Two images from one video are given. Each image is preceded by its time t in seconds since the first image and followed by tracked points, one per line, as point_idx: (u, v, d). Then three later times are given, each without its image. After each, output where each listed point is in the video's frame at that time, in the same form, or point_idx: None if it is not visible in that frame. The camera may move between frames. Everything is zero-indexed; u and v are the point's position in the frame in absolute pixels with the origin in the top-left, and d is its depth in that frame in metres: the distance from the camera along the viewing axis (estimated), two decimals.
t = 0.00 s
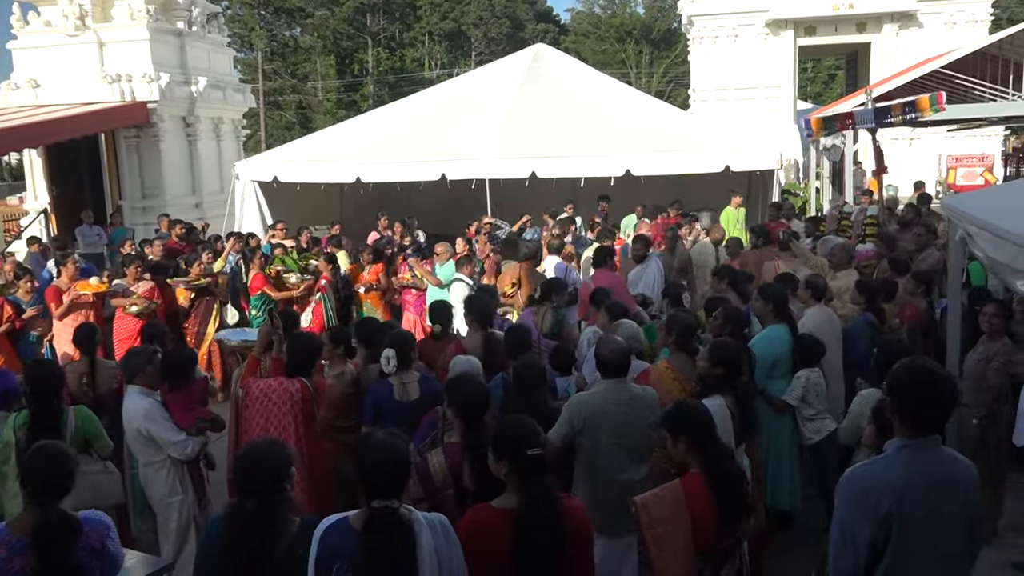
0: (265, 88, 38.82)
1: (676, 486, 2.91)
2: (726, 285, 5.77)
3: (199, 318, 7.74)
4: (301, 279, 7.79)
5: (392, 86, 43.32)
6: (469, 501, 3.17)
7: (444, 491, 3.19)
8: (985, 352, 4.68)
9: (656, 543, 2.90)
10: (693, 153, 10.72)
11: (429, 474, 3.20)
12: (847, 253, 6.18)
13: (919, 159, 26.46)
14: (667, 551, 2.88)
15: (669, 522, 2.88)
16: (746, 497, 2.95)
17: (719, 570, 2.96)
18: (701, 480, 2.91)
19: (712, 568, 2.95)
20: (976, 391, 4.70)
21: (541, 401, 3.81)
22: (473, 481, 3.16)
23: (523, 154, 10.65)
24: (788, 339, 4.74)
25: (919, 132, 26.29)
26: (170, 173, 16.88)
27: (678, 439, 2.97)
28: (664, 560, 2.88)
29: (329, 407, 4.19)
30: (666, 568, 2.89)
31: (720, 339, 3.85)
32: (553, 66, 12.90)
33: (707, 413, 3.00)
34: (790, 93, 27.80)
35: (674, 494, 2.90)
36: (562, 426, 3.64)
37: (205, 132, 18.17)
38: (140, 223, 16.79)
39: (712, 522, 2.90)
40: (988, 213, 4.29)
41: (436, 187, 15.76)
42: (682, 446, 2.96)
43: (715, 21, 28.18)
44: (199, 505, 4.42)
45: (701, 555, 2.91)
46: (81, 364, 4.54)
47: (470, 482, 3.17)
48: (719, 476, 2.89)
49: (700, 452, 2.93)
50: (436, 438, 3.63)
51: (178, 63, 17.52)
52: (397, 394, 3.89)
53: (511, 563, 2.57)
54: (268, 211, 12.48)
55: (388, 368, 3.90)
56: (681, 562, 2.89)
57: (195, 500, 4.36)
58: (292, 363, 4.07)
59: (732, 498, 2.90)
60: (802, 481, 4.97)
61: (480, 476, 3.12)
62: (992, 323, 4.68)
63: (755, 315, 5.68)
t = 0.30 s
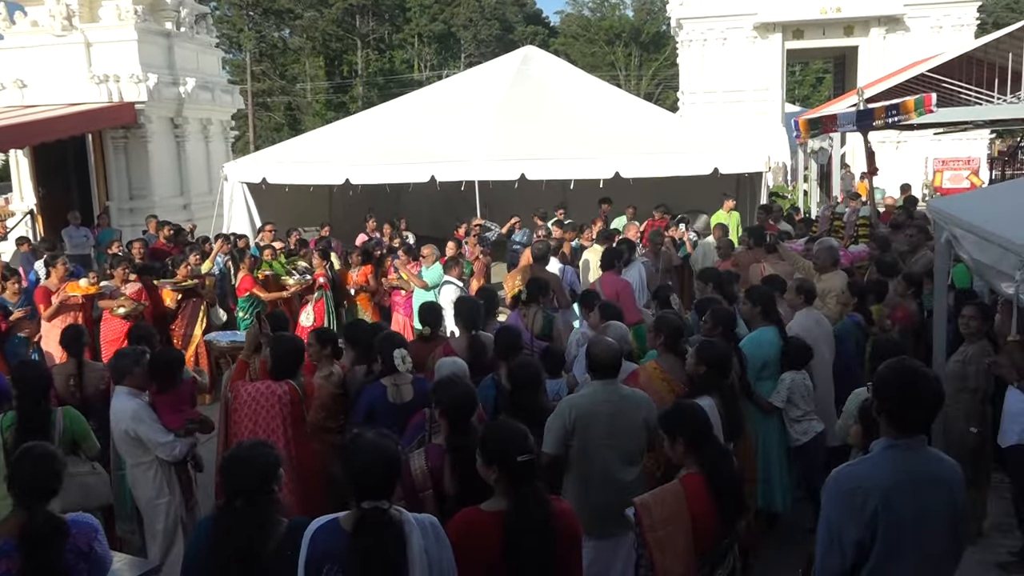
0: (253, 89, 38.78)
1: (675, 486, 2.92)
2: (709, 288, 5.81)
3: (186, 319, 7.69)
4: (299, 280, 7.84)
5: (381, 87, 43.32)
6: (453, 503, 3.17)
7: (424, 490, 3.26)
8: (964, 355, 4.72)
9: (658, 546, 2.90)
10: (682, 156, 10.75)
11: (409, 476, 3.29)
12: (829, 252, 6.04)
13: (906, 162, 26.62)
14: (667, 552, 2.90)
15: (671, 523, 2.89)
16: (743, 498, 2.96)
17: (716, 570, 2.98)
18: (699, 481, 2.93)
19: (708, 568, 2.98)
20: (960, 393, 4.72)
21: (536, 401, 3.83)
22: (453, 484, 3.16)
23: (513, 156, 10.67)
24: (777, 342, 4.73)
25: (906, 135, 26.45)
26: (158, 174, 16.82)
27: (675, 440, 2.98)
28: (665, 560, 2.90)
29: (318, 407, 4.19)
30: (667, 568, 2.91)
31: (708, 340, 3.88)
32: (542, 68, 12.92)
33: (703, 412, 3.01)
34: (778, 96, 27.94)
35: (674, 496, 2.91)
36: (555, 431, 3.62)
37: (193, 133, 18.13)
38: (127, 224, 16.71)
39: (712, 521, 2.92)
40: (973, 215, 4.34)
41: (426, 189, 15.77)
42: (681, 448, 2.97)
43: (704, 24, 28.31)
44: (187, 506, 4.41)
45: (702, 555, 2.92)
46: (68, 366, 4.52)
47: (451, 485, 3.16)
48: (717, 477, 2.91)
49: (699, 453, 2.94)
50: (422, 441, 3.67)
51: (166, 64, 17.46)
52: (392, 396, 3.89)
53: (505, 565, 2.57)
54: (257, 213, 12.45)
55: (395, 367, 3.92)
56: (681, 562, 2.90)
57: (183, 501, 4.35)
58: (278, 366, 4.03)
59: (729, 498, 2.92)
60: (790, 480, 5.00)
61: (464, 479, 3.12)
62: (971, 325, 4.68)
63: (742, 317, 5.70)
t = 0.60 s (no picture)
0: (240, 89, 38.74)
1: (669, 484, 2.93)
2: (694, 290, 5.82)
3: (170, 321, 7.61)
4: (290, 279, 7.68)
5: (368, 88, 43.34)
6: (429, 505, 3.17)
7: (400, 491, 3.28)
8: (945, 355, 4.74)
9: (651, 544, 2.90)
10: (668, 158, 10.79)
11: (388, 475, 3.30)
12: (816, 255, 6.31)
13: (890, 164, 26.83)
14: (660, 550, 2.90)
15: (663, 520, 2.89)
16: (736, 496, 2.98)
17: (708, 571, 2.98)
18: (692, 478, 2.93)
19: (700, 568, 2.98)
20: (943, 392, 4.74)
21: (526, 400, 3.83)
22: (430, 486, 3.15)
23: (499, 158, 10.69)
24: (761, 344, 4.77)
25: (890, 138, 26.63)
26: (143, 173, 16.76)
27: (669, 438, 2.98)
28: (658, 559, 2.90)
29: (302, 408, 4.16)
30: (660, 567, 2.90)
31: (694, 340, 3.92)
32: (529, 70, 12.92)
33: (694, 410, 3.01)
34: (764, 99, 28.10)
35: (667, 493, 2.91)
36: (544, 431, 3.66)
37: (179, 133, 18.07)
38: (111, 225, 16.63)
39: (705, 517, 2.93)
40: (955, 216, 4.39)
41: (413, 190, 15.76)
42: (675, 446, 2.97)
43: (691, 26, 28.42)
44: (170, 508, 4.39)
45: (695, 551, 2.93)
46: (53, 367, 4.50)
47: (427, 487, 3.16)
48: (711, 476, 2.92)
49: (692, 451, 2.94)
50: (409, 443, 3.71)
51: (151, 64, 17.38)
52: (385, 395, 3.89)
53: (493, 565, 2.56)
54: (243, 215, 12.41)
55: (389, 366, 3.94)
56: (674, 560, 2.90)
57: (166, 503, 4.33)
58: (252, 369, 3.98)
59: (723, 497, 2.94)
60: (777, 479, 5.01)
61: (447, 479, 3.13)
62: (953, 326, 4.70)
63: (724, 319, 5.74)
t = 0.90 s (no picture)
0: (226, 88, 38.57)
1: (662, 483, 2.94)
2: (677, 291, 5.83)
3: (156, 322, 7.54)
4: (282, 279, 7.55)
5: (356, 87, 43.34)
6: (411, 505, 3.16)
7: (381, 490, 3.35)
8: (930, 354, 4.73)
9: (644, 541, 2.93)
10: (655, 158, 10.81)
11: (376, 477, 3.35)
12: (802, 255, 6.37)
13: (876, 164, 26.99)
14: (653, 549, 2.93)
15: (657, 518, 2.92)
16: (729, 495, 2.97)
17: (700, 570, 3.00)
18: (685, 476, 2.94)
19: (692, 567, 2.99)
20: (926, 391, 4.76)
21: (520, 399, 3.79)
22: (413, 487, 3.14)
23: (487, 158, 10.68)
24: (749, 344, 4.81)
25: (876, 138, 26.79)
26: (128, 173, 16.68)
27: (663, 437, 2.98)
28: (651, 556, 2.94)
29: (288, 408, 4.11)
30: (653, 565, 2.94)
31: (683, 339, 3.92)
32: (516, 69, 12.93)
33: (685, 408, 3.01)
34: (751, 99, 28.22)
35: (660, 491, 2.93)
36: (536, 432, 3.65)
37: (165, 132, 17.99)
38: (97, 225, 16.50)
39: (697, 516, 2.92)
40: (939, 216, 4.44)
41: (401, 189, 15.74)
42: (668, 445, 2.97)
43: (678, 27, 28.50)
44: (156, 508, 4.37)
45: (688, 550, 2.93)
46: (37, 368, 4.45)
47: (410, 488, 3.15)
48: (705, 476, 2.92)
49: (687, 450, 2.94)
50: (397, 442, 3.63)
51: (137, 63, 17.29)
52: (378, 390, 3.90)
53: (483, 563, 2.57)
54: (229, 213, 12.36)
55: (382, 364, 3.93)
56: (667, 557, 2.93)
57: (152, 503, 4.31)
58: (221, 371, 3.93)
59: (714, 497, 2.93)
60: (765, 479, 5.01)
61: (432, 478, 3.13)
62: (936, 325, 4.73)
63: (709, 317, 5.79)
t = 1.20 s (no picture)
0: (214, 87, 38.41)
1: (657, 481, 2.93)
2: (664, 291, 5.85)
3: (142, 323, 7.37)
4: (272, 280, 7.50)
5: (345, 87, 43.36)
6: (398, 507, 3.14)
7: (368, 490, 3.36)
8: (915, 355, 4.77)
9: (639, 539, 2.91)
10: (644, 159, 10.84)
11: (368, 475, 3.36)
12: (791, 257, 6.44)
13: (863, 166, 27.15)
14: (649, 546, 2.91)
15: (652, 515, 2.91)
16: (721, 495, 2.98)
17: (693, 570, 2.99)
18: (678, 475, 2.94)
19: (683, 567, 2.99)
20: (913, 391, 4.78)
21: (509, 396, 3.82)
22: (400, 488, 3.14)
23: (476, 158, 10.68)
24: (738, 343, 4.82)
25: (863, 140, 26.95)
26: (116, 172, 16.59)
27: (657, 436, 2.99)
28: (647, 555, 2.91)
29: (277, 408, 4.12)
30: (650, 562, 2.91)
31: (673, 339, 3.95)
32: (505, 69, 12.93)
33: (679, 408, 3.01)
34: (740, 100, 28.34)
35: (654, 490, 2.91)
36: (528, 433, 3.64)
37: (152, 130, 17.92)
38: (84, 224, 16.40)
39: (689, 512, 2.94)
40: (925, 216, 4.49)
41: (390, 188, 15.72)
42: (661, 443, 2.98)
43: (668, 28, 28.59)
44: (142, 506, 4.35)
45: (681, 547, 2.95)
46: (24, 368, 4.42)
47: (397, 489, 3.14)
48: (698, 473, 2.93)
49: (680, 449, 2.96)
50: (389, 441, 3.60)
51: (124, 61, 17.23)
52: (371, 390, 3.89)
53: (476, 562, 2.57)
54: (217, 212, 12.33)
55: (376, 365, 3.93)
56: (663, 554, 2.91)
57: (138, 502, 4.30)
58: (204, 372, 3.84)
59: (706, 496, 2.94)
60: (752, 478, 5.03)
61: (416, 483, 3.11)
62: (921, 326, 4.74)
63: (696, 319, 5.81)
